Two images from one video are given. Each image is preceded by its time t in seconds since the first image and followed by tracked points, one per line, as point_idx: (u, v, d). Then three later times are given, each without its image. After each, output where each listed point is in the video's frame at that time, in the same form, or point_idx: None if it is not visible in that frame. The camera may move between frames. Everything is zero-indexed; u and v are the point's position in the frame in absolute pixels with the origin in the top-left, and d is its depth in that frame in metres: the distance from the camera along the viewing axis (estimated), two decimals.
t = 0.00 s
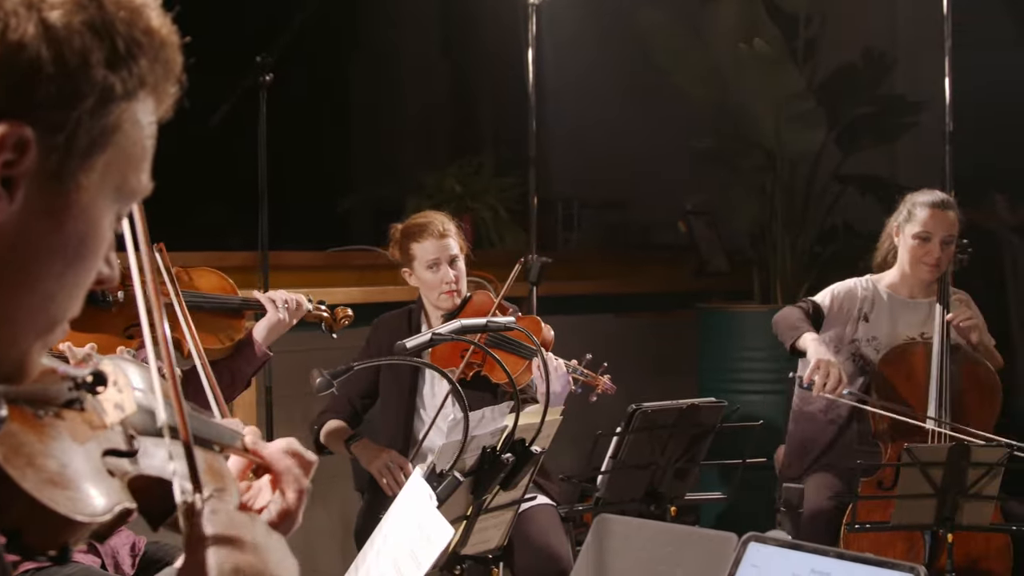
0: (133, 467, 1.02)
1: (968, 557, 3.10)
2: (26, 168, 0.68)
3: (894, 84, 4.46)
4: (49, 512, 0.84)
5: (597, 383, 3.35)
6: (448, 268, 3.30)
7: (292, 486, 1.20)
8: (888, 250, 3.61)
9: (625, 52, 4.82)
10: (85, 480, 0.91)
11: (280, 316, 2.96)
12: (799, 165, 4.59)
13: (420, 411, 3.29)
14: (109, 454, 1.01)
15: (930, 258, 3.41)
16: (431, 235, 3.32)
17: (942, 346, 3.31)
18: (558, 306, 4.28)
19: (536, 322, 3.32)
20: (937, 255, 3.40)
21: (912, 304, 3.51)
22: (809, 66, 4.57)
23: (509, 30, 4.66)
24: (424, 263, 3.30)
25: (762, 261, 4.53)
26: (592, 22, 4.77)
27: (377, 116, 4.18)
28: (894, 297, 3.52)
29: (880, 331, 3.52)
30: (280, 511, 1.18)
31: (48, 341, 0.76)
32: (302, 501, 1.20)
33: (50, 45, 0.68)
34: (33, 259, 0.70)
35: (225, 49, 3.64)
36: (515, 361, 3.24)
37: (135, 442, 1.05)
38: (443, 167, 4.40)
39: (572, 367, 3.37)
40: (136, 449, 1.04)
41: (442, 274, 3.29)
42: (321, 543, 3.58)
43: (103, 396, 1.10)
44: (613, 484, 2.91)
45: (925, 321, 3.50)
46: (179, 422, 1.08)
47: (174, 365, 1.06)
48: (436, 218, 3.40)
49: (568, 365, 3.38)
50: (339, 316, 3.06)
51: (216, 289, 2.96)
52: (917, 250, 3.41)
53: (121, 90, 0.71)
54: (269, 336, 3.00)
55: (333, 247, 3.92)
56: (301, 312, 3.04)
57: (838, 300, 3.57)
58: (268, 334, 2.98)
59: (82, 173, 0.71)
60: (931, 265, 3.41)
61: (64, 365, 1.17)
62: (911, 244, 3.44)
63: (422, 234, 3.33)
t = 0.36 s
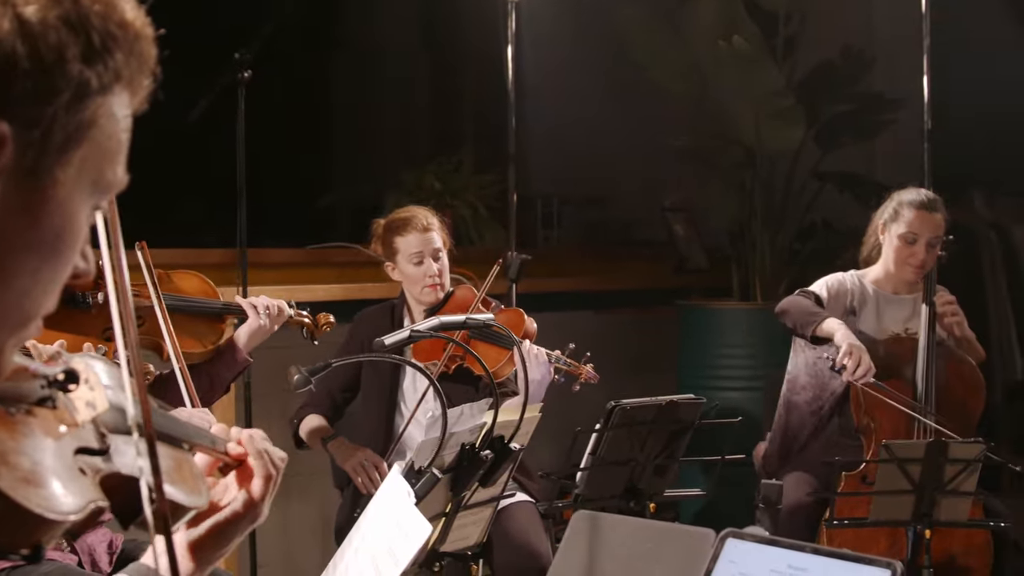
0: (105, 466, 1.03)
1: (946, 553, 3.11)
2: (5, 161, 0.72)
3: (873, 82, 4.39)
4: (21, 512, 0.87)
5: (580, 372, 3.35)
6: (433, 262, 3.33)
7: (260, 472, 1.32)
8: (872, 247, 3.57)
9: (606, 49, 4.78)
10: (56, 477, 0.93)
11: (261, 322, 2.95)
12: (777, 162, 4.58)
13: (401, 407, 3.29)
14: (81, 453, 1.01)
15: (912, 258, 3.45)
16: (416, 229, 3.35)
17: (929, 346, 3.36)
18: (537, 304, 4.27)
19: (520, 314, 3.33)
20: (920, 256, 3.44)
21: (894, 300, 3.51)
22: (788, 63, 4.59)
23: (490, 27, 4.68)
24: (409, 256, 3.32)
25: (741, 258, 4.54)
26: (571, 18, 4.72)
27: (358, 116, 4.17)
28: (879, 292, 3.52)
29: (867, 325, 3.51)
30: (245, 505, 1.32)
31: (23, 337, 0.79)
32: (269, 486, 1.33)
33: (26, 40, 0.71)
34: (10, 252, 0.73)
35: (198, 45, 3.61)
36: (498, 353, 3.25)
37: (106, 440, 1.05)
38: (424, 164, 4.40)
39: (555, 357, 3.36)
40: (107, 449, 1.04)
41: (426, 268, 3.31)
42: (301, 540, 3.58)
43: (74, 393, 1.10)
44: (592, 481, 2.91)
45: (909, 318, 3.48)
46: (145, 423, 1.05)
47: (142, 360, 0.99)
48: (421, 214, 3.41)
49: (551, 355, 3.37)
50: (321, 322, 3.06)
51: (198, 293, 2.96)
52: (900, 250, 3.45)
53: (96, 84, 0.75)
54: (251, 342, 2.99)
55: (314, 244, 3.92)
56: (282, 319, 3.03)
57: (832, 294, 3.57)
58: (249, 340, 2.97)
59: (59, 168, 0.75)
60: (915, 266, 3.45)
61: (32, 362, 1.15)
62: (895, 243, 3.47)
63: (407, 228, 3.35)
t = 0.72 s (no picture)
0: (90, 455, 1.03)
1: (927, 538, 3.12)
2: None
3: (857, 68, 4.39)
4: None
5: (569, 356, 3.35)
6: (424, 247, 3.33)
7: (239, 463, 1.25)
8: (844, 231, 3.59)
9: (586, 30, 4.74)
10: (34, 468, 0.93)
11: (248, 322, 2.98)
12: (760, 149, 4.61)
13: (385, 393, 3.28)
14: (63, 443, 1.01)
15: (886, 241, 3.49)
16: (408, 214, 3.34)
17: (908, 326, 3.42)
18: (519, 291, 4.28)
19: (509, 300, 3.33)
20: (891, 239, 3.48)
21: (875, 285, 3.50)
22: (770, 50, 4.56)
23: (472, 13, 4.69)
24: (399, 241, 3.32)
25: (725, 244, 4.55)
26: None
27: (341, 101, 4.18)
28: (856, 279, 3.51)
29: (847, 312, 3.51)
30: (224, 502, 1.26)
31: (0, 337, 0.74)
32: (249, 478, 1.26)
33: (7, 28, 0.67)
34: None
35: (186, 34, 3.64)
36: (488, 338, 3.25)
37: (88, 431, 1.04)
38: (406, 150, 4.41)
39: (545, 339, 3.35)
40: (90, 437, 1.03)
41: (418, 252, 3.31)
42: (283, 526, 3.58)
43: (57, 382, 1.08)
44: (574, 466, 2.91)
45: (887, 302, 3.49)
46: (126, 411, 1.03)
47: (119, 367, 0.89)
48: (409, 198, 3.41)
49: (541, 340, 3.34)
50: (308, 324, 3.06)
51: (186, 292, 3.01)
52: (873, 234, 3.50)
53: (80, 71, 0.70)
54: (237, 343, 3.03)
55: (297, 230, 3.92)
56: (271, 321, 3.05)
57: (811, 290, 3.55)
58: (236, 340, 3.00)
59: (42, 156, 0.69)
60: (891, 250, 3.47)
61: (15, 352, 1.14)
62: (869, 229, 3.53)
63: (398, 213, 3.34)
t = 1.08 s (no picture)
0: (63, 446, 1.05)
1: (908, 523, 3.14)
2: None
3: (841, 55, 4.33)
4: None
5: (556, 352, 3.36)
6: (412, 236, 3.30)
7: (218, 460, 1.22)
8: (802, 223, 3.61)
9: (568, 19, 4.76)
10: (6, 467, 0.94)
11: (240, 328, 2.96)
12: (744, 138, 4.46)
13: (372, 381, 3.27)
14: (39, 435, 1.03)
15: (841, 221, 3.51)
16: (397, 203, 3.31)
17: (876, 309, 3.40)
18: (501, 279, 4.33)
19: (496, 291, 3.34)
20: (848, 220, 3.50)
21: (838, 270, 3.52)
22: (754, 37, 4.42)
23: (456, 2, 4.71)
24: (387, 231, 3.30)
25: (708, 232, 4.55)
26: None
27: (326, 89, 4.24)
28: (820, 267, 3.54)
29: (813, 301, 3.54)
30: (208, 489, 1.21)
31: None
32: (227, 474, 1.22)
33: None
34: None
35: (170, 21, 3.67)
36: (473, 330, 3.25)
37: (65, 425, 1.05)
38: (391, 137, 4.44)
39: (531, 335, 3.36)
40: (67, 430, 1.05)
41: (405, 242, 3.28)
42: (266, 513, 3.59)
43: (33, 377, 1.08)
44: (557, 453, 2.92)
45: (853, 287, 3.50)
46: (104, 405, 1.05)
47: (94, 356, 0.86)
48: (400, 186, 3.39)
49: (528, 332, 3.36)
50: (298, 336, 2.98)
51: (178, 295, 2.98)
52: (828, 220, 3.51)
53: (57, 61, 0.70)
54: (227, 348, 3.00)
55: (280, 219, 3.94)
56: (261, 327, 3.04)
57: (774, 281, 3.57)
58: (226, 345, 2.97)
59: (19, 146, 0.70)
60: (845, 230, 3.50)
61: None
62: (822, 215, 3.54)
63: (385, 202, 3.32)
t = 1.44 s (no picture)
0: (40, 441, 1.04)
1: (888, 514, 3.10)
2: None
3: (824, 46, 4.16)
4: None
5: (539, 356, 3.36)
6: (394, 232, 3.31)
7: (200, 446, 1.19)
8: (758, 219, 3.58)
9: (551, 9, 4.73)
10: None
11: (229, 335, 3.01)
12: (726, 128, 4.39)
13: (356, 376, 3.28)
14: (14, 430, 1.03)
15: (784, 206, 3.51)
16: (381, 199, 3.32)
17: (832, 303, 3.39)
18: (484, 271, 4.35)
19: (479, 294, 3.33)
20: (789, 201, 3.51)
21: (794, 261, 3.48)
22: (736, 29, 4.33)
23: None
24: (369, 226, 3.30)
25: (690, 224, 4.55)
26: None
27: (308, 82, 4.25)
28: (777, 260, 3.50)
29: (770, 293, 3.51)
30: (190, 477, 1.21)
31: None
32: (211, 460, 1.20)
33: None
34: None
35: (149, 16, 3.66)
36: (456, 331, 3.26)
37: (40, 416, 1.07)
38: (371, 129, 4.45)
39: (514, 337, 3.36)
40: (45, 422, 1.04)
41: (387, 238, 3.29)
42: (248, 505, 3.59)
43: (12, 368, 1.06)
44: (540, 445, 2.91)
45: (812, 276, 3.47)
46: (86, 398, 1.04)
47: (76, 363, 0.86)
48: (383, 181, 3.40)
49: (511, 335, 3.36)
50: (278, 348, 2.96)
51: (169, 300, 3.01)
52: (768, 206, 3.52)
53: (41, 55, 0.69)
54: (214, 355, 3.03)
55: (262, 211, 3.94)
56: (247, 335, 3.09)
57: (728, 273, 3.54)
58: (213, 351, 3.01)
59: None
60: (789, 210, 3.50)
61: None
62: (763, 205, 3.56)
63: (367, 198, 3.33)
